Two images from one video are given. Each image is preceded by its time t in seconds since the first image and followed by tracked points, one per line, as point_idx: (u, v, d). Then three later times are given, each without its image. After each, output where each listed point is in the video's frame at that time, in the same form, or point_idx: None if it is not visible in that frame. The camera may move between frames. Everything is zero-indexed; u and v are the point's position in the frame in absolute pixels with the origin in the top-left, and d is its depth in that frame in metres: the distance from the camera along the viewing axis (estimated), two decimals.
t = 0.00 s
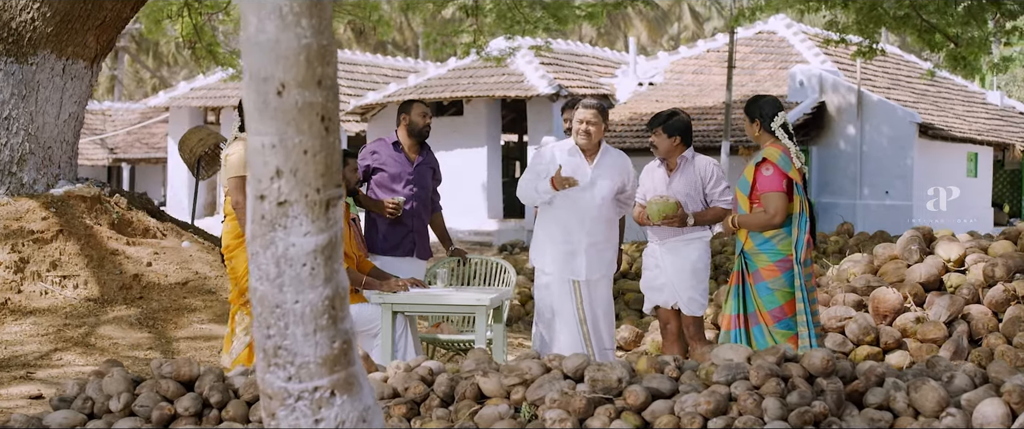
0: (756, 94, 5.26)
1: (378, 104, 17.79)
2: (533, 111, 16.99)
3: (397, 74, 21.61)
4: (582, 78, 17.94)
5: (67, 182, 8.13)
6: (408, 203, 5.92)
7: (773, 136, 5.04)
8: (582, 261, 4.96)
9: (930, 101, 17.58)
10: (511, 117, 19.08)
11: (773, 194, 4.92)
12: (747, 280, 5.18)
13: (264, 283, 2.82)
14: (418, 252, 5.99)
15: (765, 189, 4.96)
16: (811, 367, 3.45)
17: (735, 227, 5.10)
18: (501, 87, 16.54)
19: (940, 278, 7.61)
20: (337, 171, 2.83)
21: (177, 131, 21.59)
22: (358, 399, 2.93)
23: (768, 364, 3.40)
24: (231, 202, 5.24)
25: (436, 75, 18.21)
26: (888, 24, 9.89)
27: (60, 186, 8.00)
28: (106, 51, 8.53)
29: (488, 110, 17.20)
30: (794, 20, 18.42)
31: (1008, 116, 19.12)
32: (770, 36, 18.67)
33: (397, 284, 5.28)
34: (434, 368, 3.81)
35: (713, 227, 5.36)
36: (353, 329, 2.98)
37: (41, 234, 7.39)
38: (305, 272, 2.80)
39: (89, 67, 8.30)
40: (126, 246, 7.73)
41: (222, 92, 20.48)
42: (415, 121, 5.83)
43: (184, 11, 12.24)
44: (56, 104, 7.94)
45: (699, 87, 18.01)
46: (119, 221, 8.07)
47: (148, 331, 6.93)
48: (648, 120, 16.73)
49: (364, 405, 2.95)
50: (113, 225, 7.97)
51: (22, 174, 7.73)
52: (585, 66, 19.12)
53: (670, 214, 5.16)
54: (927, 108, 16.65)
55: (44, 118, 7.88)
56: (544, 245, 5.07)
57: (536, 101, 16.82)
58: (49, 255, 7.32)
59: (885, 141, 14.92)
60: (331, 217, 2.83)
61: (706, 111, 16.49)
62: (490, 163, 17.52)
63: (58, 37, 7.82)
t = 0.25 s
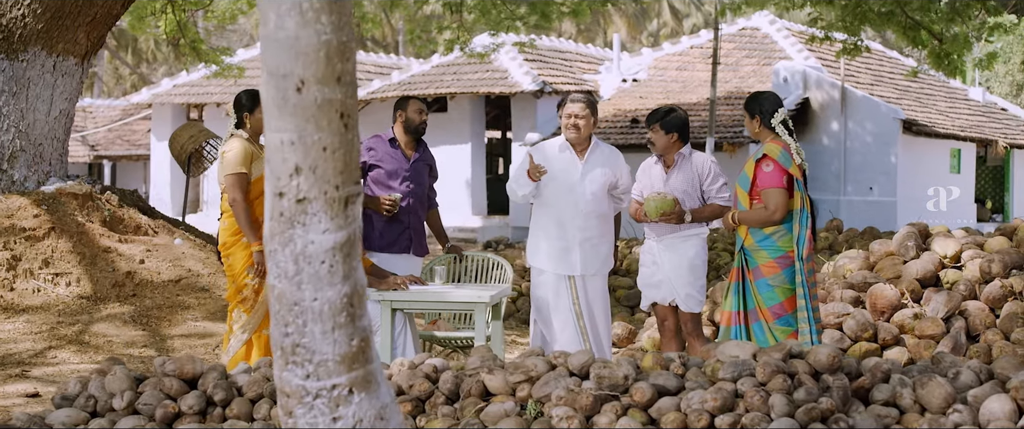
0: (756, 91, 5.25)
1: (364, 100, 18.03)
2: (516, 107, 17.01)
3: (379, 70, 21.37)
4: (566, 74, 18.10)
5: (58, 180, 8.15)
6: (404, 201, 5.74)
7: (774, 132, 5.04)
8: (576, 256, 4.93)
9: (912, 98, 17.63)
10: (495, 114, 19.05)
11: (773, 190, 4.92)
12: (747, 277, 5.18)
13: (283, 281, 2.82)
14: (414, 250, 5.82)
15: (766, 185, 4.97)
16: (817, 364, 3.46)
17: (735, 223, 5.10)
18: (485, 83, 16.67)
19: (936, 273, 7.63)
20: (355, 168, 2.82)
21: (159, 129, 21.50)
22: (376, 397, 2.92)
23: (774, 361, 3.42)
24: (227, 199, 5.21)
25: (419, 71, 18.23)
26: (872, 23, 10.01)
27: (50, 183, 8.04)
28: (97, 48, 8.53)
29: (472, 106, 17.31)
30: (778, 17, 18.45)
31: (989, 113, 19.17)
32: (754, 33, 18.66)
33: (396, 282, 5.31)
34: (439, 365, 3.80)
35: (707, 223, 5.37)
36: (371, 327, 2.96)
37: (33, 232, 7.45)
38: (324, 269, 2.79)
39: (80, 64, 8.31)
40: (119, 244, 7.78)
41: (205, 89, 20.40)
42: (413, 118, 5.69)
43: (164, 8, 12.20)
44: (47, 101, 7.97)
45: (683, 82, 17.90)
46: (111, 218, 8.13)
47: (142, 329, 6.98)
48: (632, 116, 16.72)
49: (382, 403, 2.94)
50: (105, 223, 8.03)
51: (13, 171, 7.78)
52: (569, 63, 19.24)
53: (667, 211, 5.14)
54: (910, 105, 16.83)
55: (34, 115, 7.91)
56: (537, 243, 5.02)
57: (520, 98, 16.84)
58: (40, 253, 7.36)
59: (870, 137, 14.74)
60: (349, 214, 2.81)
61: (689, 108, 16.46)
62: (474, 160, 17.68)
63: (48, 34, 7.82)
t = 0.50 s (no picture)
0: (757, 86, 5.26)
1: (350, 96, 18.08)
2: (501, 103, 17.11)
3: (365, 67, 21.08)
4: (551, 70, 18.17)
5: (51, 176, 8.16)
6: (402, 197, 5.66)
7: (776, 127, 5.03)
8: (572, 251, 4.90)
9: (897, 92, 17.63)
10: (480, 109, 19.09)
11: (776, 185, 4.93)
12: (750, 272, 5.19)
13: (304, 278, 2.82)
14: (412, 246, 5.76)
15: (769, 181, 4.97)
16: (825, 359, 3.48)
17: (737, 218, 5.10)
18: (470, 78, 16.75)
19: (934, 269, 7.60)
20: (376, 165, 2.82)
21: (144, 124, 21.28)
22: (396, 394, 2.93)
23: (782, 357, 3.45)
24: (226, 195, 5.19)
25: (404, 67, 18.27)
26: (858, 19, 10.06)
27: (43, 179, 8.06)
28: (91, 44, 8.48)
29: (456, 101, 17.31)
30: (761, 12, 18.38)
31: (972, 107, 19.24)
32: (738, 28, 18.51)
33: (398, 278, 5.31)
34: (445, 362, 3.80)
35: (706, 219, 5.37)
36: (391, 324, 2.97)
37: (26, 229, 7.48)
38: (344, 267, 2.80)
39: (73, 60, 8.27)
40: (112, 240, 7.79)
41: (188, 85, 20.13)
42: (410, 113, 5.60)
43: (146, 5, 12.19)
44: (38, 98, 7.97)
45: (667, 78, 17.96)
46: (105, 215, 8.10)
47: (137, 326, 6.99)
48: (616, 112, 16.70)
49: (402, 400, 2.94)
50: (98, 220, 8.01)
51: (5, 168, 7.83)
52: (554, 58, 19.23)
53: (667, 207, 5.16)
54: (895, 100, 16.74)
55: (26, 112, 7.94)
56: (532, 239, 5.00)
57: (505, 93, 16.96)
58: (34, 250, 7.43)
59: (854, 132, 14.85)
60: (371, 211, 2.82)
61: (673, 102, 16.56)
62: (459, 156, 17.69)
63: (40, 30, 7.84)
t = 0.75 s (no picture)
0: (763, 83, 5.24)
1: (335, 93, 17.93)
2: (489, 100, 17.12)
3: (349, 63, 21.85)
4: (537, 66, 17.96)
5: (46, 174, 8.17)
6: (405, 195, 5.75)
7: (783, 125, 5.02)
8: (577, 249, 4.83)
9: (884, 89, 17.74)
10: (466, 107, 19.01)
11: (783, 182, 4.92)
12: (757, 269, 5.17)
13: (330, 277, 2.79)
14: (414, 244, 5.83)
15: (776, 178, 4.96)
16: (837, 356, 3.51)
17: (743, 215, 5.08)
18: (459, 75, 16.77)
19: (935, 265, 7.59)
20: (403, 164, 2.81)
21: (130, 122, 21.26)
22: (421, 393, 2.92)
23: (794, 354, 3.47)
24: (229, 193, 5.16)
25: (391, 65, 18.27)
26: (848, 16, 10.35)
27: (38, 178, 8.04)
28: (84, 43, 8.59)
29: (444, 98, 17.28)
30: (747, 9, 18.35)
31: (958, 103, 19.41)
32: (725, 24, 18.62)
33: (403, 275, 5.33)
34: (455, 360, 3.82)
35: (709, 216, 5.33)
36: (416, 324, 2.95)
37: (23, 227, 7.48)
38: (372, 265, 2.78)
39: (67, 58, 8.37)
40: (109, 239, 7.79)
41: (174, 82, 20.16)
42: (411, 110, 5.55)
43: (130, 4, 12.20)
44: (34, 95, 8.05)
45: (655, 75, 17.99)
46: (101, 213, 8.11)
47: (137, 325, 7.01)
48: (604, 108, 16.70)
49: (427, 399, 2.93)
50: (95, 217, 8.01)
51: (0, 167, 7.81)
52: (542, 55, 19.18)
53: (670, 205, 5.14)
54: (882, 96, 16.93)
55: (21, 109, 7.99)
56: (533, 238, 4.92)
57: (493, 91, 16.98)
58: (31, 249, 7.42)
59: (841, 128, 14.97)
60: (397, 210, 2.81)
61: (661, 99, 16.62)
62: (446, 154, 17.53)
63: (35, 28, 7.93)
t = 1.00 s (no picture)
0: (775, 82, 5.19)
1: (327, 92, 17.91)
2: (482, 98, 17.06)
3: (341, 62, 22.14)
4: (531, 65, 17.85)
5: (48, 173, 8.32)
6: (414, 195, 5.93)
7: (795, 123, 4.97)
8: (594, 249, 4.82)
9: (876, 87, 17.76)
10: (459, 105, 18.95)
11: (796, 181, 4.87)
12: (770, 268, 5.12)
13: (366, 276, 2.79)
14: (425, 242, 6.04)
15: (789, 176, 4.91)
16: (855, 355, 3.51)
17: (756, 213, 5.04)
18: (453, 74, 16.71)
19: (943, 264, 7.37)
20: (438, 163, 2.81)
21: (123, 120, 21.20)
22: (456, 393, 2.91)
23: (814, 353, 3.46)
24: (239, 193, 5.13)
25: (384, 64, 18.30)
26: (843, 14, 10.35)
27: (41, 177, 8.21)
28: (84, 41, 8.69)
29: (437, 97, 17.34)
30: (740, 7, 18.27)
31: (950, 102, 19.42)
32: (717, 23, 18.53)
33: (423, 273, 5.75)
34: (472, 359, 3.83)
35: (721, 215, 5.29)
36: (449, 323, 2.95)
37: (27, 226, 7.56)
38: (407, 264, 2.78)
39: (70, 56, 8.48)
40: (113, 238, 7.91)
41: (167, 80, 20.10)
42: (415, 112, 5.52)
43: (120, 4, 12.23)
44: (36, 94, 8.14)
45: (648, 73, 17.96)
46: (105, 212, 8.24)
47: (142, 323, 7.00)
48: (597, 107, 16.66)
49: (461, 398, 2.93)
50: (99, 217, 8.13)
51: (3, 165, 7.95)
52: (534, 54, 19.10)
53: (680, 204, 5.12)
54: (875, 94, 16.90)
55: (24, 108, 8.08)
56: (550, 237, 4.89)
57: (486, 89, 16.90)
58: (35, 248, 7.49)
59: (833, 127, 15.18)
60: (433, 209, 2.81)
61: (655, 98, 16.54)
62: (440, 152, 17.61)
63: (38, 27, 8.01)
